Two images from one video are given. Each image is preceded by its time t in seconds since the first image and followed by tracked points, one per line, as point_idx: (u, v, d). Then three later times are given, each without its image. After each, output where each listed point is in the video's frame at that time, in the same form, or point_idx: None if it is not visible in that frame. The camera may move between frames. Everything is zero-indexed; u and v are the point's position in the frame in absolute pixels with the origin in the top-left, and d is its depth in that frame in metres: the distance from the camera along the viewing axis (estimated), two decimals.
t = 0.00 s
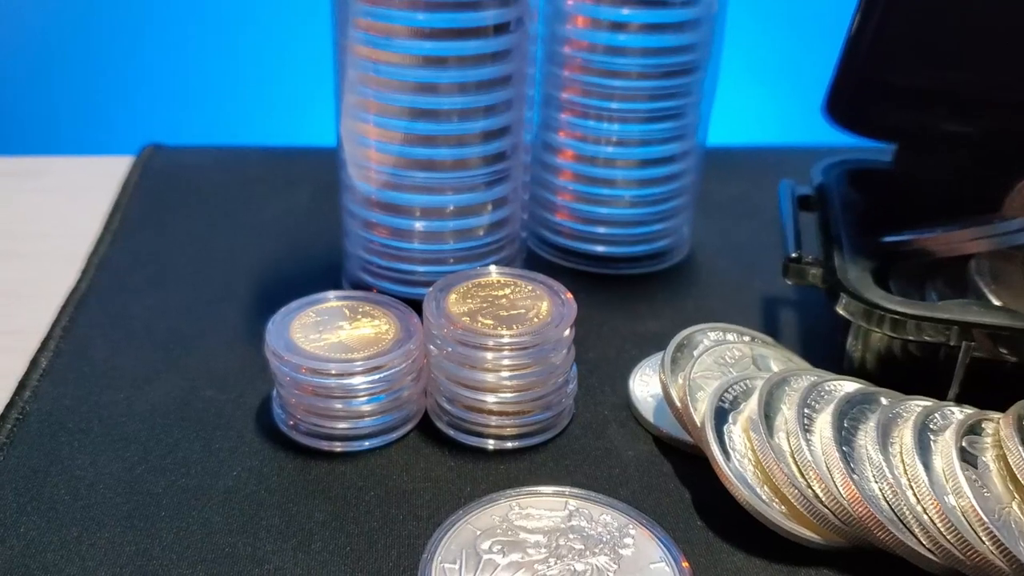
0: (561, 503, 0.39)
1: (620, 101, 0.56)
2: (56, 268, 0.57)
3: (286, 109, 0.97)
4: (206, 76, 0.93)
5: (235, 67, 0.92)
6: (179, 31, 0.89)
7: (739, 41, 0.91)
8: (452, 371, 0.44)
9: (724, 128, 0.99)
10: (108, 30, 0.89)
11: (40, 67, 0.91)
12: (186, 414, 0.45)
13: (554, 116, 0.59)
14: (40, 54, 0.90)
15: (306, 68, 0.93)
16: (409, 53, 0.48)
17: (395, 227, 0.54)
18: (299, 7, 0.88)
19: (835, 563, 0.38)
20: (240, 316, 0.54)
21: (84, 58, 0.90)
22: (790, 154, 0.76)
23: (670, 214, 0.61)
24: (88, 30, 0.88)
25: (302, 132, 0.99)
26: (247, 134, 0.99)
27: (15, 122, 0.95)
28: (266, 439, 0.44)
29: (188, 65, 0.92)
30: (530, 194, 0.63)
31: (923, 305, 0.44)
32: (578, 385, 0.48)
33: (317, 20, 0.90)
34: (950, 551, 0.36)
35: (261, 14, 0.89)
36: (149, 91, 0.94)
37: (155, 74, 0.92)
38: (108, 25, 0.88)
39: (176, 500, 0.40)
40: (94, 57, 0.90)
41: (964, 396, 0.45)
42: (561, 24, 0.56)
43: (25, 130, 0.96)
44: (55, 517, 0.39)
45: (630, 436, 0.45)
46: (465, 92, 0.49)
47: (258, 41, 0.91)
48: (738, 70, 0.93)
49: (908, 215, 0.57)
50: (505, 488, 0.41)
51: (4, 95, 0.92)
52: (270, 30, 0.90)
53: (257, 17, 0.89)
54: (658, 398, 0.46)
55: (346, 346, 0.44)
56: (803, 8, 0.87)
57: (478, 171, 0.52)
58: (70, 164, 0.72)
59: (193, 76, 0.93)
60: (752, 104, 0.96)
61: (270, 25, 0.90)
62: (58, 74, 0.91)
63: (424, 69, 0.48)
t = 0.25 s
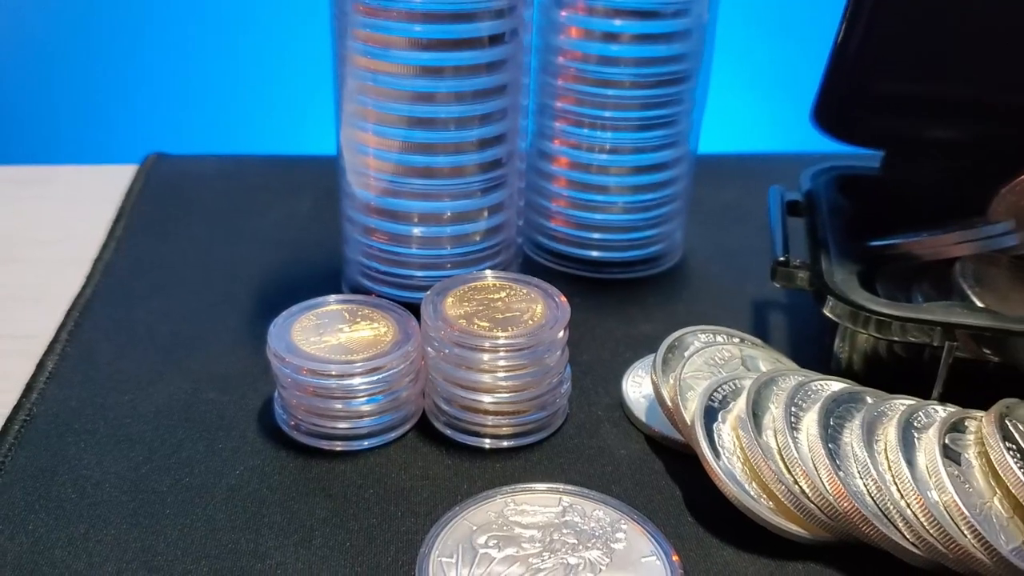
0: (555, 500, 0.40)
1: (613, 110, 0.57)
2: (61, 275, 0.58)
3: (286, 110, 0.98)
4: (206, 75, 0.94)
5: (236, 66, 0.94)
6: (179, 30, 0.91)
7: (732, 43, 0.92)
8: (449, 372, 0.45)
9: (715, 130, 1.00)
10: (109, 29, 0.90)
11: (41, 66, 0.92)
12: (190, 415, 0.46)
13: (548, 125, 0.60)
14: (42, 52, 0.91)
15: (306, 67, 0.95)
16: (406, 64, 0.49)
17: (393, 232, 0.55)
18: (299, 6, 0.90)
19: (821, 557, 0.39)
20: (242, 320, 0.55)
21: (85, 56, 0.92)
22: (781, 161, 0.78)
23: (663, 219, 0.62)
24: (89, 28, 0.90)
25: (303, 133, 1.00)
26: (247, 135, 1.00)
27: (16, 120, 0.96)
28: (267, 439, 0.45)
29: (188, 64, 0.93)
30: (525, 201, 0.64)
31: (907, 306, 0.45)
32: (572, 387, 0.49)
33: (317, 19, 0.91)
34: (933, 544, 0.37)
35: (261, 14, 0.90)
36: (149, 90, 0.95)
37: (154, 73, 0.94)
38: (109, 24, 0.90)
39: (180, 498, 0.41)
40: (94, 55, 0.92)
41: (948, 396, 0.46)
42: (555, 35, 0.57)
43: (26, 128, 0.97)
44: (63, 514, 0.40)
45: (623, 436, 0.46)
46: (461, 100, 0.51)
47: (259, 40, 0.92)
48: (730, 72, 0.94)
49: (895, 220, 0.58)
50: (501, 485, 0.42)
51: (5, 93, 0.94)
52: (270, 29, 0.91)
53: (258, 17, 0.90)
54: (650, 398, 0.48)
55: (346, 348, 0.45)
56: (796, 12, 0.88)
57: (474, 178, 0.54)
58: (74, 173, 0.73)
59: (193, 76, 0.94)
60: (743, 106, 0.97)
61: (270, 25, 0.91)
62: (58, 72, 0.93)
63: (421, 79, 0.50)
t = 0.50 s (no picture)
0: (550, 504, 0.41)
1: (608, 125, 0.59)
2: (68, 287, 0.60)
3: (286, 109, 1.00)
4: (206, 74, 0.96)
5: (236, 66, 0.95)
6: (179, 30, 0.92)
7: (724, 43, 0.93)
8: (448, 381, 0.46)
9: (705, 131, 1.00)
10: (110, 30, 0.92)
11: (44, 66, 0.93)
12: (195, 424, 0.48)
13: (545, 139, 0.61)
14: (44, 52, 0.92)
15: (305, 67, 0.96)
16: (406, 81, 0.51)
17: (393, 244, 0.56)
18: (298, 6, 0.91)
19: (810, 560, 0.40)
20: (246, 331, 0.56)
21: (87, 57, 0.93)
22: (773, 173, 0.79)
23: (657, 231, 0.63)
24: (91, 28, 0.91)
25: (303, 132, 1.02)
26: (247, 134, 1.01)
27: (18, 120, 0.98)
28: (270, 447, 0.46)
29: (188, 64, 0.95)
30: (522, 213, 0.65)
31: (894, 315, 0.46)
32: (568, 395, 0.50)
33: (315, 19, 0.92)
34: (917, 547, 0.38)
35: (260, 14, 0.92)
36: (149, 90, 0.96)
37: (154, 73, 0.95)
38: (110, 24, 0.91)
39: (186, 504, 0.42)
40: (96, 55, 0.93)
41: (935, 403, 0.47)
42: (551, 52, 0.59)
43: (27, 128, 0.98)
44: (72, 520, 0.41)
45: (617, 442, 0.47)
46: (459, 116, 0.52)
47: (259, 40, 0.94)
48: (722, 73, 0.95)
49: (884, 231, 0.60)
50: (498, 490, 0.43)
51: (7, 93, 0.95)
52: (269, 29, 0.93)
53: (257, 16, 0.92)
54: (643, 406, 0.49)
55: (347, 357, 0.46)
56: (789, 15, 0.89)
57: (472, 192, 0.55)
58: (79, 186, 0.75)
59: (193, 76, 0.96)
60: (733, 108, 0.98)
61: (269, 25, 0.93)
62: (60, 71, 0.94)
63: (420, 96, 0.51)
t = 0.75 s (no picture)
0: (543, 509, 0.42)
1: (600, 138, 0.60)
2: (72, 298, 0.61)
3: (287, 110, 1.01)
4: (206, 71, 0.97)
5: (235, 64, 0.97)
6: (179, 29, 0.94)
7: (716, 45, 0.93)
8: (443, 389, 0.47)
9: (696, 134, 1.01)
10: (111, 27, 0.93)
11: (45, 64, 0.95)
12: (196, 432, 0.49)
13: (538, 152, 0.63)
14: (45, 49, 0.94)
15: (305, 68, 0.98)
16: (402, 97, 0.52)
17: (390, 256, 0.58)
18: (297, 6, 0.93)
19: (795, 563, 0.41)
20: (246, 341, 0.57)
21: (87, 55, 0.94)
22: (765, 184, 0.80)
23: (649, 241, 0.65)
24: (92, 26, 0.93)
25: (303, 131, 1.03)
26: (247, 131, 1.02)
27: (19, 120, 0.99)
28: (270, 454, 0.47)
29: (188, 62, 0.96)
30: (517, 225, 0.67)
31: (878, 324, 0.47)
32: (561, 403, 0.51)
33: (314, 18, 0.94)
34: (899, 550, 0.39)
35: (260, 13, 0.93)
36: (149, 88, 0.98)
37: (153, 70, 0.96)
38: (110, 22, 0.93)
39: (188, 510, 0.43)
40: (96, 53, 0.94)
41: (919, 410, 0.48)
42: (544, 67, 0.60)
43: (28, 128, 0.99)
44: (76, 525, 0.42)
45: (609, 449, 0.48)
46: (454, 131, 0.54)
47: (258, 40, 0.95)
48: (714, 75, 0.96)
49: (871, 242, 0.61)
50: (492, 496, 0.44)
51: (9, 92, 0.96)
52: (269, 29, 0.95)
53: (256, 15, 0.93)
54: (634, 413, 0.50)
55: (344, 366, 0.48)
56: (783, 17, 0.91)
57: (467, 204, 0.56)
58: (82, 198, 0.76)
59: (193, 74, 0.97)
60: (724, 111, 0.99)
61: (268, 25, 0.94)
62: (60, 70, 0.95)
63: (416, 111, 0.52)
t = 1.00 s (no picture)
0: (536, 512, 0.44)
1: (593, 151, 0.62)
2: (78, 309, 0.62)
3: (288, 117, 1.02)
4: (205, 78, 0.98)
5: (236, 70, 0.98)
6: (180, 36, 0.95)
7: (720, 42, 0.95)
8: (439, 396, 0.49)
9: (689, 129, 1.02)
10: (112, 34, 0.94)
11: (47, 72, 0.96)
12: (199, 438, 0.50)
13: (533, 165, 0.64)
14: (46, 54, 0.95)
15: (303, 79, 1.00)
16: (399, 113, 0.53)
17: (388, 266, 0.59)
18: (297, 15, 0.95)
19: (780, 564, 0.43)
20: (247, 350, 0.59)
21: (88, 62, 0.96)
22: (757, 195, 0.82)
23: (642, 252, 0.66)
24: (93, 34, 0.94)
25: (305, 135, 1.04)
26: (247, 139, 1.03)
27: (22, 128, 1.00)
28: (271, 460, 0.48)
29: (188, 69, 0.97)
30: (513, 236, 0.68)
31: (862, 332, 0.49)
32: (554, 409, 0.53)
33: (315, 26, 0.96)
34: (881, 550, 0.41)
35: (261, 20, 0.95)
36: (150, 95, 0.99)
37: (155, 78, 0.98)
38: (111, 28, 0.94)
39: (191, 514, 0.45)
40: (98, 59, 0.96)
41: (903, 416, 0.50)
42: (537, 83, 0.62)
43: (29, 139, 1.01)
44: (83, 530, 0.43)
45: (601, 454, 0.49)
46: (450, 145, 0.55)
47: (256, 52, 0.97)
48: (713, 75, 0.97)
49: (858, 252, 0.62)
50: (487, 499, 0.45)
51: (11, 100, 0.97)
52: (269, 35, 0.96)
53: (257, 22, 0.95)
54: (626, 420, 0.51)
55: (343, 374, 0.49)
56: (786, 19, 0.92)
57: (463, 216, 0.58)
58: (86, 211, 0.77)
59: (193, 81, 0.98)
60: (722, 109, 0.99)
61: (269, 31, 0.96)
62: (61, 76, 0.96)
63: (413, 126, 0.54)
